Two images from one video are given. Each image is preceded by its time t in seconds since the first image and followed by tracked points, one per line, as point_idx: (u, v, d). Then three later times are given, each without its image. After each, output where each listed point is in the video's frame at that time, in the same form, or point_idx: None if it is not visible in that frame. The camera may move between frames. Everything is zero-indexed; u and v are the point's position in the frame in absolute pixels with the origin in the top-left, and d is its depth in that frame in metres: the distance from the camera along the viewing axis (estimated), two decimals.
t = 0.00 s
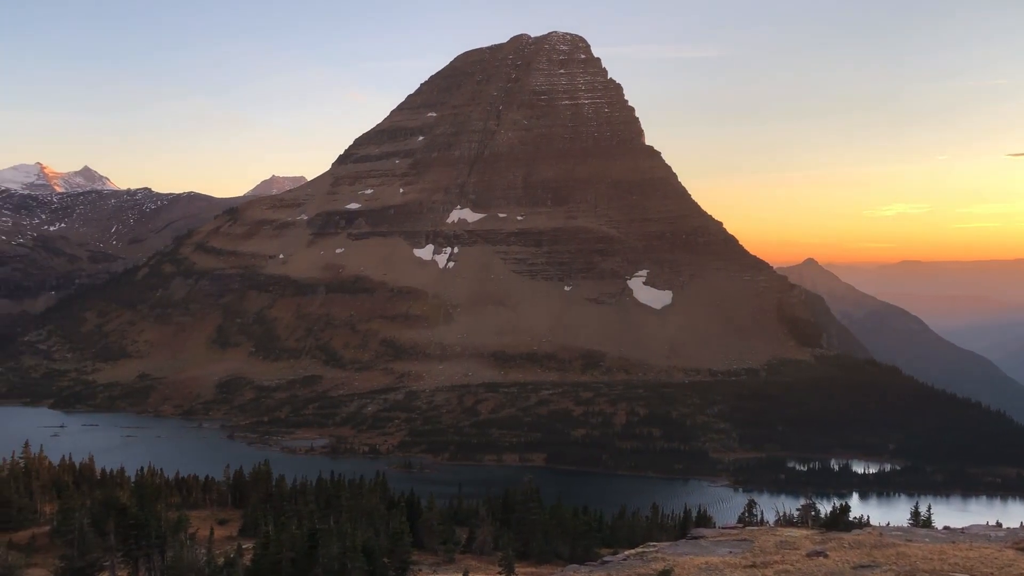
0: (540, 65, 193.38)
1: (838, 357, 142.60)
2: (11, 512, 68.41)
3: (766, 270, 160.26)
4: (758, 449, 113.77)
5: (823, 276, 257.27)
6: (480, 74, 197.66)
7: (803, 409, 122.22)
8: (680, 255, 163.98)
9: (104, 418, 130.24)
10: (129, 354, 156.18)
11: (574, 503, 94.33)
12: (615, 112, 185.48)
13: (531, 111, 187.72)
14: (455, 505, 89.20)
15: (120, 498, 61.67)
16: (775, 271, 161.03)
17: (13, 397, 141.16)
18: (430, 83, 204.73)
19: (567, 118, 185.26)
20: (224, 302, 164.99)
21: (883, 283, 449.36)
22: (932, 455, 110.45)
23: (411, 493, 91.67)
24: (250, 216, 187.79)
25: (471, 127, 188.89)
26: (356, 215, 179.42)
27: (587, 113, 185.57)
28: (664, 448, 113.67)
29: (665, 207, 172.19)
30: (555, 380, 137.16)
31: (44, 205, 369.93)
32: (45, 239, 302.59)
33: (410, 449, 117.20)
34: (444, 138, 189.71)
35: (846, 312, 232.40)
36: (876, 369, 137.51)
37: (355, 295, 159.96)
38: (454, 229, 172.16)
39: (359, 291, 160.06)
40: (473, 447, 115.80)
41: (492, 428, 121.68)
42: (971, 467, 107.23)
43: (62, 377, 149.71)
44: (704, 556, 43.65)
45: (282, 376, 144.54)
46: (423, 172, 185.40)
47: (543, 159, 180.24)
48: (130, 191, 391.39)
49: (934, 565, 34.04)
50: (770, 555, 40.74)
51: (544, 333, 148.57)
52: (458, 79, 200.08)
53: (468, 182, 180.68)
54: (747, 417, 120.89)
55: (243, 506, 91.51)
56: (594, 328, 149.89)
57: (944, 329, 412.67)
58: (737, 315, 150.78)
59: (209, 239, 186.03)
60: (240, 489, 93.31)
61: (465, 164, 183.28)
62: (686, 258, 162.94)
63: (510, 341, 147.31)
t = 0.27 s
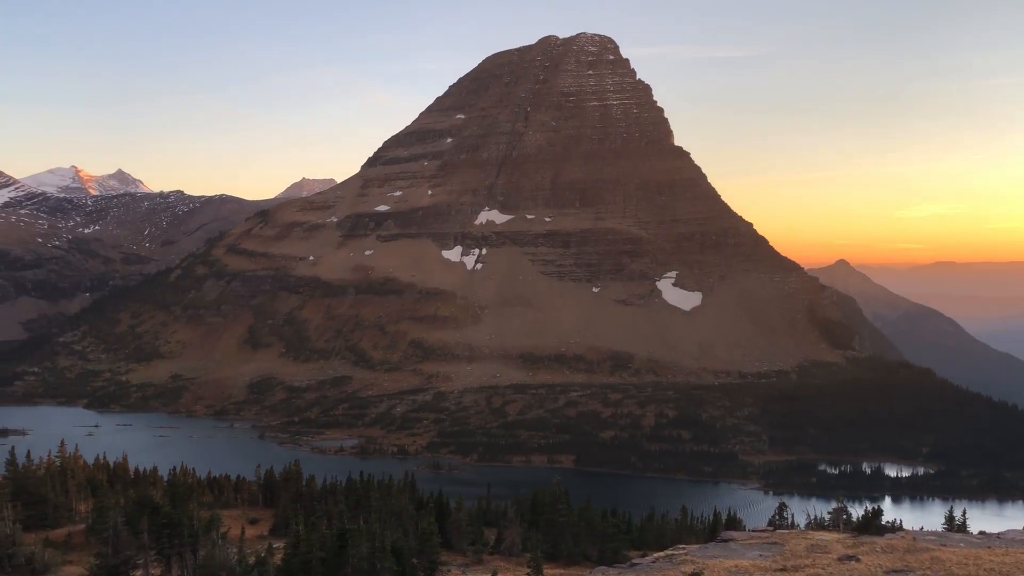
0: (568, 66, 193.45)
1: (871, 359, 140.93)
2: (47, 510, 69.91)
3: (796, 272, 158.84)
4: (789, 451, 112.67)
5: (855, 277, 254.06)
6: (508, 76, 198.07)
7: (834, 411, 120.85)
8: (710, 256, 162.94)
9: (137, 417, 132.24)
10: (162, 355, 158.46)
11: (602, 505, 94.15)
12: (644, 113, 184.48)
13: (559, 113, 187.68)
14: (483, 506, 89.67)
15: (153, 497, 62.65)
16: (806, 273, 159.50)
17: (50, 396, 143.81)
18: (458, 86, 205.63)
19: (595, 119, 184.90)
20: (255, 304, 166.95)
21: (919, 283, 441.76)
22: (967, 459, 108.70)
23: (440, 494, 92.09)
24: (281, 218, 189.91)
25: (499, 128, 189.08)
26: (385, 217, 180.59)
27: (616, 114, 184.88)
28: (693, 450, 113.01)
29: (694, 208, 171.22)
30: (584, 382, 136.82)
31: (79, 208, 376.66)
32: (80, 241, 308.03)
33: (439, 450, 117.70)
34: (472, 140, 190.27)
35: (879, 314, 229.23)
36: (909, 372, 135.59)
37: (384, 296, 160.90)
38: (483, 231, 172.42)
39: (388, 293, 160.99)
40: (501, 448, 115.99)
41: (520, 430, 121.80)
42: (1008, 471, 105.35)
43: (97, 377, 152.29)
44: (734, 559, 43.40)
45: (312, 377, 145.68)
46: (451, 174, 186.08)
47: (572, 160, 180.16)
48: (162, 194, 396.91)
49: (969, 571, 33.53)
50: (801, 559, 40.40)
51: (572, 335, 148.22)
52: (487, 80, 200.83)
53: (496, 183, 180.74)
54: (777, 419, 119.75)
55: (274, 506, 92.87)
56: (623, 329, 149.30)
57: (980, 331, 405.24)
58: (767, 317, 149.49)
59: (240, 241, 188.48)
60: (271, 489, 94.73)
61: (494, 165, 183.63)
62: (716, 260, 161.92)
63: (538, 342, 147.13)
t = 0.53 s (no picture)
0: (595, 68, 193.33)
1: (902, 362, 139.26)
2: (80, 508, 71.10)
3: (825, 274, 157.35)
4: (818, 454, 111.53)
5: (885, 278, 250.96)
6: (535, 77, 198.38)
7: (865, 414, 119.38)
8: (738, 257, 161.75)
9: (168, 417, 133.86)
10: (192, 355, 160.34)
11: (629, 507, 93.79)
12: (671, 114, 182.16)
13: (586, 114, 187.42)
14: (509, 507, 89.95)
15: (183, 496, 63.33)
16: (835, 274, 157.88)
17: (82, 396, 145.99)
18: (485, 87, 206.35)
19: (622, 120, 184.18)
20: (283, 305, 168.48)
21: (956, 285, 433.81)
22: (1001, 463, 106.92)
23: (466, 495, 92.30)
24: (309, 221, 191.75)
25: (526, 130, 189.05)
26: (412, 219, 181.50)
27: (643, 114, 183.64)
28: (721, 453, 112.20)
29: (722, 209, 170.15)
30: (611, 383, 136.26)
31: (111, 210, 382.69)
32: (112, 243, 312.73)
33: (466, 451, 117.97)
34: (499, 142, 190.51)
35: (910, 315, 226.20)
36: (941, 374, 133.67)
37: (411, 297, 161.50)
38: (509, 232, 172.41)
39: (415, 294, 161.60)
40: (528, 450, 115.96)
41: (547, 431, 121.78)
42: None
43: (128, 378, 154.41)
44: (762, 563, 43.07)
45: (340, 377, 146.47)
46: (478, 175, 186.50)
47: (599, 161, 179.73)
48: (192, 196, 401.78)
49: None
50: (830, 563, 39.99)
51: (599, 336, 147.57)
52: (513, 82, 201.40)
53: (523, 185, 180.79)
54: (806, 422, 118.54)
55: (302, 506, 93.87)
56: (650, 330, 148.50)
57: (1014, 333, 398.37)
58: (796, 319, 148.03)
59: (269, 243, 190.50)
60: (299, 489, 95.73)
61: (520, 167, 183.73)
62: (744, 261, 160.73)
63: (565, 343, 146.69)
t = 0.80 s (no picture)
0: (622, 67, 192.62)
1: (936, 363, 137.08)
2: (112, 505, 72.38)
3: (857, 274, 155.25)
4: (850, 457, 109.95)
5: (918, 279, 247.22)
6: (563, 78, 198.24)
7: (897, 416, 117.53)
8: (768, 257, 160.05)
9: (198, 417, 135.50)
10: (223, 355, 162.27)
11: (656, 509, 93.23)
12: (700, 113, 180.96)
13: (614, 114, 186.61)
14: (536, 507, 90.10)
15: (213, 494, 64.11)
16: (867, 274, 155.69)
17: (115, 395, 148.28)
18: (512, 88, 206.56)
19: (650, 120, 182.89)
20: (312, 305, 169.92)
21: (991, 285, 426.19)
22: None
23: (492, 495, 92.37)
24: (338, 221, 193.61)
25: (554, 130, 188.71)
26: (439, 220, 182.18)
27: (671, 114, 182.24)
28: (750, 454, 111.03)
29: (752, 208, 168.55)
30: (638, 384, 135.39)
31: (144, 211, 388.90)
32: (144, 244, 318.51)
33: (492, 451, 118.07)
34: (527, 142, 190.32)
35: (944, 316, 222.65)
36: (976, 376, 131.35)
37: (439, 297, 161.97)
38: (536, 233, 172.13)
39: (442, 294, 162.06)
40: (555, 451, 115.69)
41: (574, 432, 121.44)
42: None
43: (160, 377, 156.62)
44: (792, 566, 42.66)
45: (367, 377, 147.26)
46: (505, 176, 186.51)
47: (627, 161, 178.72)
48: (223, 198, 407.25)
49: None
50: (860, 567, 39.52)
51: (627, 337, 146.71)
52: (541, 82, 201.46)
53: (550, 185, 180.53)
54: (837, 424, 116.95)
55: (330, 505, 94.73)
56: (678, 331, 147.37)
57: None
58: (827, 319, 146.14)
59: (298, 244, 192.37)
60: (327, 488, 96.69)
61: (548, 167, 183.46)
62: (774, 261, 158.99)
63: (592, 344, 146.03)
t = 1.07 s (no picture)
0: (652, 66, 191.70)
1: (971, 364, 135.00)
2: (145, 503, 73.20)
3: (890, 273, 153.16)
4: (883, 458, 108.44)
5: (953, 279, 243.28)
6: (592, 77, 197.85)
7: (932, 418, 115.68)
8: (800, 257, 158.41)
9: (230, 415, 136.72)
10: (253, 355, 163.64)
11: (686, 510, 92.61)
12: (731, 112, 179.98)
13: (643, 113, 185.72)
14: (565, 508, 90.14)
15: (244, 492, 64.64)
16: (901, 274, 153.55)
17: (148, 393, 149.97)
18: (541, 87, 206.67)
19: (680, 119, 181.71)
20: (342, 305, 170.87)
21: None
22: None
23: (521, 495, 92.23)
24: (368, 221, 195.04)
25: (582, 130, 188.33)
26: (468, 220, 182.47)
27: (702, 113, 181.16)
28: (781, 456, 109.89)
29: (783, 207, 166.98)
30: (669, 385, 134.47)
31: (176, 212, 393.71)
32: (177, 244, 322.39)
33: (521, 451, 117.92)
34: (556, 141, 190.09)
35: (979, 318, 218.93)
36: (1013, 378, 129.04)
37: (467, 297, 162.12)
38: (565, 233, 171.73)
39: (471, 294, 162.20)
40: (584, 451, 115.27)
41: (603, 432, 120.98)
42: None
43: (192, 376, 158.24)
44: (824, 568, 42.20)
45: (397, 376, 147.52)
46: (534, 175, 186.54)
47: (656, 160, 177.61)
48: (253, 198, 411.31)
49: None
50: (896, 570, 39.00)
51: (657, 337, 145.79)
52: (570, 82, 201.38)
53: (579, 185, 180.14)
54: (870, 425, 115.42)
55: (360, 504, 95.20)
56: (708, 331, 146.23)
57: None
58: (860, 320, 144.28)
59: (329, 244, 193.85)
60: (357, 487, 97.24)
61: (577, 167, 183.07)
62: (806, 260, 157.33)
63: (622, 344, 145.22)
